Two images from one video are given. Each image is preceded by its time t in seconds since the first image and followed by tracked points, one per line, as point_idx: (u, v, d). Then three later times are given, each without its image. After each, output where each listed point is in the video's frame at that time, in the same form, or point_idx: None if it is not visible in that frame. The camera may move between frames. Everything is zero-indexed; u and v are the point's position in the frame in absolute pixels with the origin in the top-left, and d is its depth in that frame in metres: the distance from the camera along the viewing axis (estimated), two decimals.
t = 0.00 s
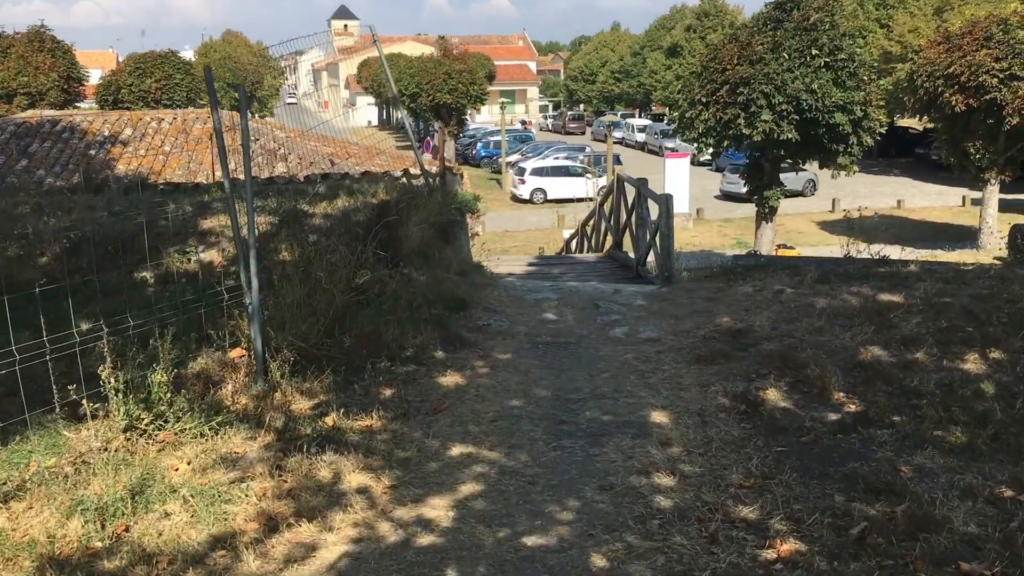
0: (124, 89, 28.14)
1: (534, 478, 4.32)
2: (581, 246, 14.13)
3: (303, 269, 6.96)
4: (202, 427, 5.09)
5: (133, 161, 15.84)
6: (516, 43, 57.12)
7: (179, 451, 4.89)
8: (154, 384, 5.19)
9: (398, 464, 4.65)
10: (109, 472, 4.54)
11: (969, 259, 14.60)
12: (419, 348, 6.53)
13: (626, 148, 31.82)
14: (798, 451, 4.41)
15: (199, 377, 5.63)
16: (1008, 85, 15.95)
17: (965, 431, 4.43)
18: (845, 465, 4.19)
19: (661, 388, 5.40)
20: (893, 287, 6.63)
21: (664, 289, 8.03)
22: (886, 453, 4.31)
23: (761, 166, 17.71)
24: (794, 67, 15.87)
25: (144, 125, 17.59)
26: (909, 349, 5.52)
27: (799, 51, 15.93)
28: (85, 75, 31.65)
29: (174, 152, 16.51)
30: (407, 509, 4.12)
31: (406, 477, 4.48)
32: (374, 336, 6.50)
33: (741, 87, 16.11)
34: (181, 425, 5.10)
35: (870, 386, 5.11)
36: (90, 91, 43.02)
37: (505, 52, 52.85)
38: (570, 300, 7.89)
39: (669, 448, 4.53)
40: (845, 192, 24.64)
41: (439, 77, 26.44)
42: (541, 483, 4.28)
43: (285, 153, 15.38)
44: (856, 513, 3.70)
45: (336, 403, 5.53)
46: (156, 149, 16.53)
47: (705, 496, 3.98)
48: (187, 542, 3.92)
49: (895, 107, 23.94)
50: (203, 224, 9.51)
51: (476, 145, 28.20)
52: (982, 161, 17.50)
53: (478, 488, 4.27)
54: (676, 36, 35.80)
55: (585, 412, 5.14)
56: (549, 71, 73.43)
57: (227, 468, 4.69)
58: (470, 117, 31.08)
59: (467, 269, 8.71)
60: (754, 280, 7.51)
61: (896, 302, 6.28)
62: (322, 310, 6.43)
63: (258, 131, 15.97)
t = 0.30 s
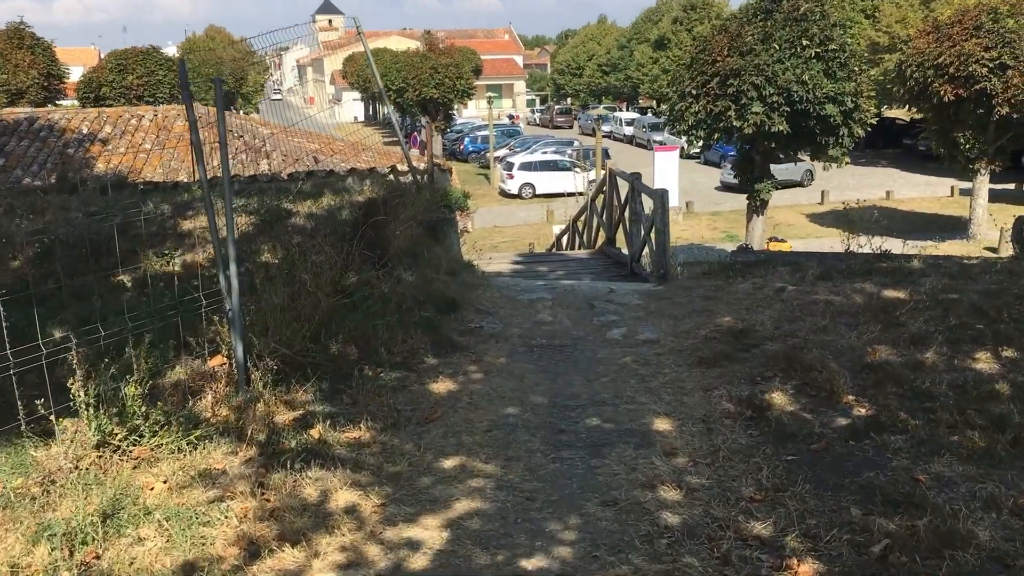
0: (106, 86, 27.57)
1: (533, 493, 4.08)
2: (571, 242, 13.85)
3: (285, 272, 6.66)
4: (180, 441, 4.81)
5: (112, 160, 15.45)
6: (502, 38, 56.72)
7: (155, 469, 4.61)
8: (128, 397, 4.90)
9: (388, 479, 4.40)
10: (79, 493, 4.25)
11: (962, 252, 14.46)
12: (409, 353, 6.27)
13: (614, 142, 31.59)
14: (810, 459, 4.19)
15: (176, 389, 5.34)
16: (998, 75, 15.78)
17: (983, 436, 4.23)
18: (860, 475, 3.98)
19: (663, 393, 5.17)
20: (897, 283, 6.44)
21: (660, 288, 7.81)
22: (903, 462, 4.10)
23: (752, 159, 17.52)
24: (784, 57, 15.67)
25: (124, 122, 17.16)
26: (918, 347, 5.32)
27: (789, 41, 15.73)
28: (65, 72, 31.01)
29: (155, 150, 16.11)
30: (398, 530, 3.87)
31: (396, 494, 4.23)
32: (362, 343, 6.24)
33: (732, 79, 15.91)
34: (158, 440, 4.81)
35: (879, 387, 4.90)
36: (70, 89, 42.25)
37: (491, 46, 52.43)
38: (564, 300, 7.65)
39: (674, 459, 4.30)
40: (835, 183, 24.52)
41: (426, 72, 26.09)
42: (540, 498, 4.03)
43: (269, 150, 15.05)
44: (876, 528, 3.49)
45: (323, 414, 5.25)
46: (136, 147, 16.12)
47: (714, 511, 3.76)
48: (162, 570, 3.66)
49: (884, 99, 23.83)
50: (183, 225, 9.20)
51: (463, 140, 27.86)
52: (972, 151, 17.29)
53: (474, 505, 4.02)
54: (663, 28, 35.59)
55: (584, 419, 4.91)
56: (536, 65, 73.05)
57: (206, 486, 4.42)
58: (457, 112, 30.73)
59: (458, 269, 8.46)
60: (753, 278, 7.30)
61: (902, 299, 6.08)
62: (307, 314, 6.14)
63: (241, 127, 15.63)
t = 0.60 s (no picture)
0: (88, 80, 27.01)
1: (522, 511, 3.81)
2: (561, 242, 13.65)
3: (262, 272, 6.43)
4: (145, 454, 4.50)
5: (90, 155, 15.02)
6: (489, 34, 56.31)
7: (118, 483, 4.30)
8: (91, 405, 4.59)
9: (367, 495, 4.12)
10: (33, 511, 3.94)
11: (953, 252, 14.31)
12: (392, 357, 5.98)
13: (603, 139, 31.35)
14: (815, 474, 3.95)
15: (144, 398, 5.04)
16: (989, 73, 15.62)
17: (997, 448, 4.01)
18: (870, 491, 3.74)
19: (658, 400, 4.91)
20: (899, 284, 6.23)
21: (653, 288, 7.55)
22: (914, 476, 3.86)
23: (743, 156, 17.31)
24: (775, 54, 15.47)
25: (103, 117, 16.72)
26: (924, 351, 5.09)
27: (780, 38, 15.53)
28: (46, 67, 30.37)
29: (135, 145, 15.69)
30: (377, 553, 3.60)
31: (376, 512, 3.94)
32: (344, 347, 5.98)
33: (722, 75, 15.70)
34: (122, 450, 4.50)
35: (886, 394, 4.67)
36: (52, 84, 41.48)
37: (478, 42, 52.03)
38: (554, 301, 7.39)
39: (672, 472, 4.05)
40: (824, 180, 24.43)
41: (413, 67, 25.73)
42: (530, 517, 3.76)
43: (252, 145, 14.73)
44: (891, 552, 3.26)
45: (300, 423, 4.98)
46: (116, 142, 15.70)
47: (716, 531, 3.51)
48: None
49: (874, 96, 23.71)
50: (158, 222, 8.86)
51: (451, 136, 27.51)
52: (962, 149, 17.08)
53: (459, 524, 3.75)
54: (651, 25, 35.38)
55: (576, 428, 4.65)
56: (523, 62, 72.64)
57: (172, 503, 4.13)
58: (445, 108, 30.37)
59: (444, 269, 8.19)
60: (748, 278, 7.07)
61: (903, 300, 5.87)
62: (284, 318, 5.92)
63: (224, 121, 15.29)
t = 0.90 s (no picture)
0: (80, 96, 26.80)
1: (519, 555, 3.54)
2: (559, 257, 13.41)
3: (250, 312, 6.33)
4: (117, 489, 4.24)
5: (79, 170, 14.76)
6: (484, 50, 56.36)
7: (88, 521, 4.02)
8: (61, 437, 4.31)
9: (353, 535, 3.84)
10: None
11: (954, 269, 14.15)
12: (384, 383, 5.73)
13: (598, 154, 31.24)
14: (832, 513, 3.70)
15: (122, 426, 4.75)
16: (987, 89, 15.45)
17: None
18: (892, 533, 3.49)
19: (663, 430, 4.66)
20: (910, 309, 6.02)
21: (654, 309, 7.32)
22: (939, 517, 3.61)
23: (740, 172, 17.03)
24: (773, 69, 15.30)
25: (93, 131, 16.50)
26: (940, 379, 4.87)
27: (779, 53, 15.35)
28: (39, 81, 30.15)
29: (125, 160, 15.45)
30: None
31: (362, 555, 3.67)
32: (334, 374, 5.76)
33: (721, 91, 15.59)
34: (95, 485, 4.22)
35: (903, 425, 4.44)
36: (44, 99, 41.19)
37: (474, 58, 52.04)
38: (553, 323, 7.16)
39: (680, 511, 3.80)
40: (822, 194, 24.29)
41: (408, 83, 25.61)
42: (527, 562, 3.50)
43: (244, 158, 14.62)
44: None
45: (284, 454, 4.71)
46: (105, 157, 15.46)
47: None
48: None
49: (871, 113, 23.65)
50: (144, 239, 8.62)
51: (445, 151, 27.35)
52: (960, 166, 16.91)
53: (452, 570, 3.48)
54: (647, 41, 35.47)
55: (578, 461, 4.40)
56: (518, 77, 72.80)
57: (143, 544, 3.84)
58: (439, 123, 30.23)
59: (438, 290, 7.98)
60: (753, 302, 6.86)
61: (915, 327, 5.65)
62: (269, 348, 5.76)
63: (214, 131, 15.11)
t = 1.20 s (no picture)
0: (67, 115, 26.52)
1: None
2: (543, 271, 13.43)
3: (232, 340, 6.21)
4: (88, 532, 3.90)
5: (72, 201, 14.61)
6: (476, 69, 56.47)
7: (55, 568, 3.64)
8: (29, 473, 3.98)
9: None
10: None
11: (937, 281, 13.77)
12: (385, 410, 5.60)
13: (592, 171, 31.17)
14: (858, 549, 3.45)
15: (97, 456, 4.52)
16: (981, 104, 13.51)
17: None
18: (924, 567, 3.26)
19: (674, 460, 4.53)
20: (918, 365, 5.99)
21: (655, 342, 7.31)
22: (970, 549, 3.39)
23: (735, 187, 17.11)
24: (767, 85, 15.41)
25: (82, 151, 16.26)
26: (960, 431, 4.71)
27: (772, 67, 15.35)
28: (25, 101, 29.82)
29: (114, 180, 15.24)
30: None
31: None
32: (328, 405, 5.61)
33: (715, 106, 16.09)
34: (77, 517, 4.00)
35: (914, 466, 4.28)
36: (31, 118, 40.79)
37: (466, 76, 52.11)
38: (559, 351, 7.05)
39: (694, 549, 3.53)
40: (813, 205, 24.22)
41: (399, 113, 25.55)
42: None
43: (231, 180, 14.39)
44: None
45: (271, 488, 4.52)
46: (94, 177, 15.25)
47: None
48: None
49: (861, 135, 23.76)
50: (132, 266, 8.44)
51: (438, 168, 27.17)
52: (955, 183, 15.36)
53: None
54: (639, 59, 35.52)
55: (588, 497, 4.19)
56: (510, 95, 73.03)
57: None
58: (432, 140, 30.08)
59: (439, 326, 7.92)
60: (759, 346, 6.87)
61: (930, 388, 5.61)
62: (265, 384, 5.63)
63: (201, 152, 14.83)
